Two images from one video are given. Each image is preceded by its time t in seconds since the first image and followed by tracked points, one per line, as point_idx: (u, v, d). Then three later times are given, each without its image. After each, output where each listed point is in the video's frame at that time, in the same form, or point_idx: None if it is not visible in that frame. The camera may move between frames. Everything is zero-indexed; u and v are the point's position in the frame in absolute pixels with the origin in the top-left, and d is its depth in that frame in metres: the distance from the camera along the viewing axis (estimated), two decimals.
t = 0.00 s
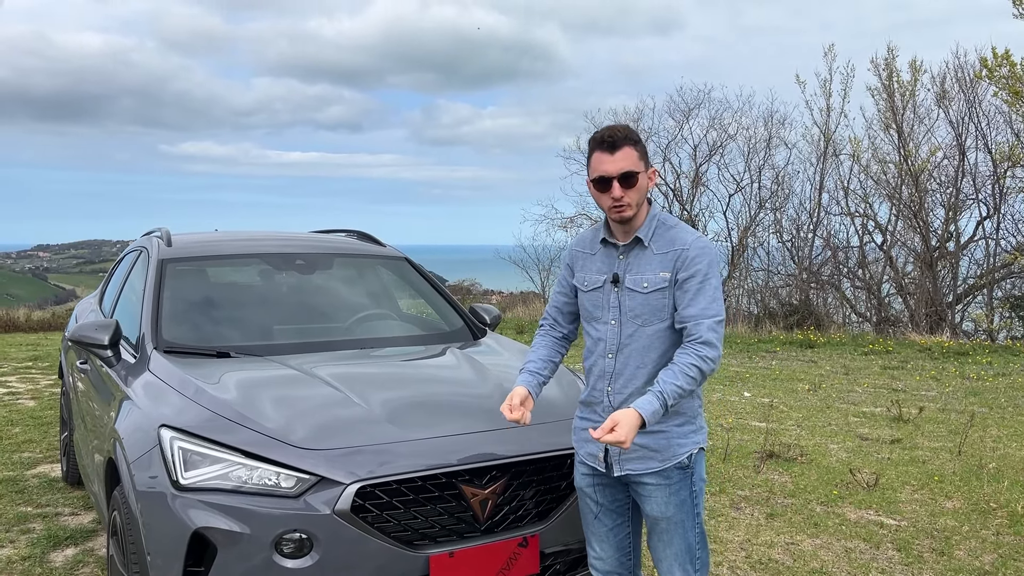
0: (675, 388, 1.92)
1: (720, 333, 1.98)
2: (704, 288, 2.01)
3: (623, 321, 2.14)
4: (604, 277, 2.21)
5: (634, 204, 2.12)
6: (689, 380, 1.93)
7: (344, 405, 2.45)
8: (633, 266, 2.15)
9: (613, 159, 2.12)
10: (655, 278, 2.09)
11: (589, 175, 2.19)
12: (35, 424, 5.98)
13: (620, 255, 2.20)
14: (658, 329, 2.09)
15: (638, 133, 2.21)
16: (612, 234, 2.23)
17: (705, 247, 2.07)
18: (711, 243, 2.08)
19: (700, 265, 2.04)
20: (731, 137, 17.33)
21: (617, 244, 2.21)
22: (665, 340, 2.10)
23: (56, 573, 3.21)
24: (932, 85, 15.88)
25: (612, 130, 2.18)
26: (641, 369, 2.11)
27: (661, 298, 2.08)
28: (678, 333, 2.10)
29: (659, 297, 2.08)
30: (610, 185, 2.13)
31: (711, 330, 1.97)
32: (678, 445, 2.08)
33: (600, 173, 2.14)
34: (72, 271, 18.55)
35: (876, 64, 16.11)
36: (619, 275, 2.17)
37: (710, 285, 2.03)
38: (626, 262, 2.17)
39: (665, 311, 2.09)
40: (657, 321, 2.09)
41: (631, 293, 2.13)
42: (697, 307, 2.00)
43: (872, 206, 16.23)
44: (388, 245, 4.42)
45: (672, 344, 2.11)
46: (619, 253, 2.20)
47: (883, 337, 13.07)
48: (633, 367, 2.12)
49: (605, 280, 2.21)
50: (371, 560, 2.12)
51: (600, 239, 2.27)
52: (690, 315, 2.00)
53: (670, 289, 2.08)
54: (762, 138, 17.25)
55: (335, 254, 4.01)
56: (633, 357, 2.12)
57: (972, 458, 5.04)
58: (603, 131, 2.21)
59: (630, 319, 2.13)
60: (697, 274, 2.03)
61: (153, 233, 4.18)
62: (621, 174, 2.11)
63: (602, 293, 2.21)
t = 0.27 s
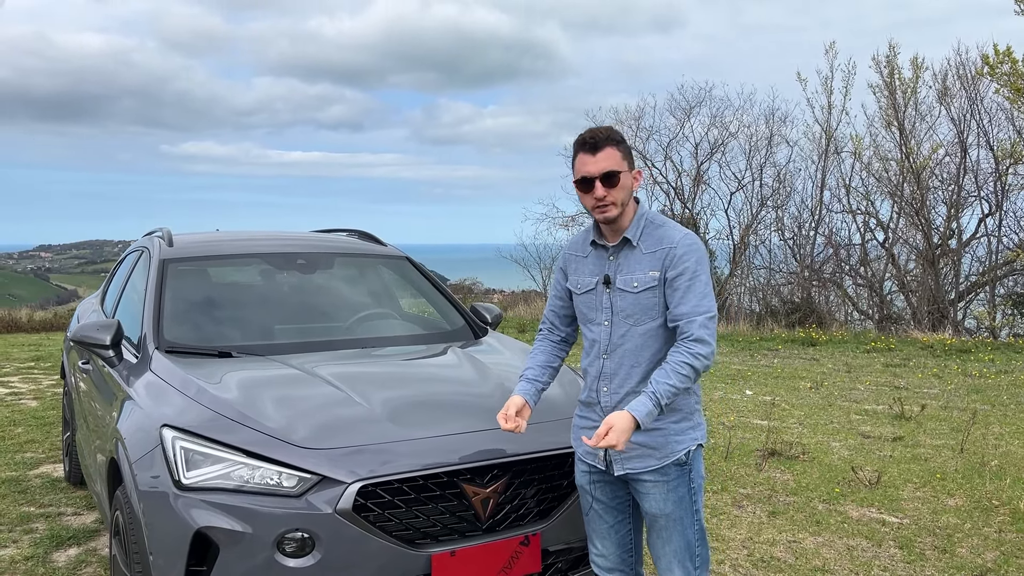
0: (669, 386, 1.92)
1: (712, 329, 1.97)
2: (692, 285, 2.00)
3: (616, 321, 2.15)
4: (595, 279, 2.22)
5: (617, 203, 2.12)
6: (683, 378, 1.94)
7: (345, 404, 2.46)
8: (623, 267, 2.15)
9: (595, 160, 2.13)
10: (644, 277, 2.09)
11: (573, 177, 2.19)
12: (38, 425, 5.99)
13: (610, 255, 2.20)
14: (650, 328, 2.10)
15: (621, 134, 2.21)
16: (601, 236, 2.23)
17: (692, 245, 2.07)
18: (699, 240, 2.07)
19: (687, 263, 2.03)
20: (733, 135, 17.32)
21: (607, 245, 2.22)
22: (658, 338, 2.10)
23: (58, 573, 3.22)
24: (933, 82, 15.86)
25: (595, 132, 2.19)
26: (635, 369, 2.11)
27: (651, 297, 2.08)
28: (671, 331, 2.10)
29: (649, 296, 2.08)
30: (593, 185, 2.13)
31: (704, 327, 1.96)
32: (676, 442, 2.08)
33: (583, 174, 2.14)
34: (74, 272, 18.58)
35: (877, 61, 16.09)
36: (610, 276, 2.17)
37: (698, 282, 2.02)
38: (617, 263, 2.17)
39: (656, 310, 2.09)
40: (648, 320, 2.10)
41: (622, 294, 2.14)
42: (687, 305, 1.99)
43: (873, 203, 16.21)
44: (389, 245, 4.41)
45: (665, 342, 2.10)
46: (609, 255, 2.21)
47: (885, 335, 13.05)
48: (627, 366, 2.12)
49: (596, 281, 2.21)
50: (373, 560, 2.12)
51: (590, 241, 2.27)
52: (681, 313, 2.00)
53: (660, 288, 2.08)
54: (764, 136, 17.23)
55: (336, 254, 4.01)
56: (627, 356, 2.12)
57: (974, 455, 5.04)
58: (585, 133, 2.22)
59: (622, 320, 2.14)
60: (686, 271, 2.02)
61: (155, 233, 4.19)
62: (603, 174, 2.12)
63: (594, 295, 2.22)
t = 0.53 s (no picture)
0: (657, 377, 1.92)
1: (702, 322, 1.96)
2: (678, 278, 1.99)
3: (607, 315, 2.16)
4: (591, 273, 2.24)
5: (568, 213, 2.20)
6: (667, 371, 1.93)
7: (348, 403, 2.46)
8: (614, 261, 2.16)
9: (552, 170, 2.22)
10: (632, 270, 2.10)
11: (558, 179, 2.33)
12: (40, 424, 5.99)
13: (605, 249, 2.21)
14: (640, 321, 2.10)
15: (594, 136, 2.16)
16: (597, 230, 2.26)
17: (680, 237, 2.06)
18: (688, 233, 2.05)
19: (673, 255, 2.02)
20: (734, 132, 17.30)
21: (602, 239, 2.24)
22: (648, 332, 2.10)
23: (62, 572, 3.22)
24: (935, 79, 15.84)
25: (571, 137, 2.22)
26: (625, 363, 2.12)
27: (639, 290, 2.09)
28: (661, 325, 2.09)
29: (637, 289, 2.09)
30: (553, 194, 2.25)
31: (691, 321, 1.95)
32: (665, 438, 2.08)
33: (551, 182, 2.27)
34: (76, 271, 18.59)
35: (878, 58, 16.07)
36: (603, 270, 2.19)
37: (686, 275, 2.00)
38: (609, 257, 2.19)
39: (646, 303, 2.09)
40: (637, 313, 2.10)
41: (612, 287, 2.15)
42: (674, 298, 1.98)
43: (875, 200, 16.19)
44: (390, 243, 4.41)
45: (656, 336, 2.10)
46: (604, 248, 2.23)
47: (888, 333, 13.03)
48: (618, 360, 2.13)
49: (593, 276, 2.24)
50: (376, 558, 2.12)
51: (589, 236, 2.30)
52: (669, 307, 1.99)
53: (648, 281, 2.08)
54: (765, 133, 17.21)
55: (338, 253, 4.01)
56: (617, 350, 2.13)
57: (977, 452, 5.03)
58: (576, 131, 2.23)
59: (613, 313, 2.15)
60: (672, 265, 2.01)
61: (157, 232, 4.19)
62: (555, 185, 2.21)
63: (591, 289, 2.24)
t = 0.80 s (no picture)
0: (692, 384, 1.91)
1: (700, 317, 1.94)
2: (668, 274, 1.99)
3: (600, 311, 2.18)
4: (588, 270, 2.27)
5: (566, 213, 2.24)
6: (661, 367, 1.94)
7: (350, 401, 2.46)
8: (608, 257, 2.18)
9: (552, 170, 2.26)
10: (623, 266, 2.12)
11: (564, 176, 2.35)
12: (43, 423, 6.00)
13: (601, 246, 2.23)
14: (630, 317, 2.11)
15: (587, 136, 2.17)
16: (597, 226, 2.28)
17: (673, 232, 2.05)
18: (682, 229, 2.05)
19: (662, 251, 2.02)
20: (735, 130, 17.29)
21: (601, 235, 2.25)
22: (641, 328, 2.10)
23: (65, 570, 3.23)
24: (936, 77, 15.82)
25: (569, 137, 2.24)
26: (617, 358, 2.13)
27: (630, 287, 2.11)
28: (654, 322, 2.09)
29: (627, 285, 2.11)
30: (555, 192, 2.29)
31: (685, 315, 1.94)
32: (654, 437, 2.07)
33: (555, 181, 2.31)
34: (78, 270, 18.60)
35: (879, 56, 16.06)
36: (598, 266, 2.21)
37: (679, 271, 2.00)
38: (605, 253, 2.20)
39: (639, 299, 2.10)
40: (629, 309, 2.11)
41: (605, 283, 2.17)
42: (668, 295, 1.98)
43: (876, 198, 16.18)
44: (392, 241, 4.42)
45: (651, 331, 2.09)
46: (601, 245, 2.24)
47: (889, 330, 13.02)
48: (609, 356, 2.15)
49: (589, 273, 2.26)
50: (378, 557, 2.12)
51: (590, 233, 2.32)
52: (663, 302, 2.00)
53: (639, 277, 2.09)
54: (766, 131, 17.20)
55: (339, 252, 4.01)
56: (609, 346, 2.15)
57: (978, 450, 5.03)
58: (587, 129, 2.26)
59: (606, 309, 2.17)
60: (662, 261, 2.02)
61: (158, 231, 4.20)
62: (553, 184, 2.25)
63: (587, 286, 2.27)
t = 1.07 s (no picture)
0: (696, 381, 1.91)
1: (707, 315, 1.94)
2: (676, 271, 1.99)
3: (603, 309, 2.17)
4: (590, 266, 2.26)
5: (609, 193, 2.17)
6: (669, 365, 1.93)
7: (351, 400, 2.45)
8: (612, 254, 2.17)
9: (586, 152, 2.19)
10: (629, 263, 2.11)
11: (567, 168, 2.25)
12: (44, 422, 6.00)
13: (604, 244, 2.23)
14: (635, 314, 2.10)
15: (613, 128, 2.25)
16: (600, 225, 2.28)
17: (679, 230, 2.05)
18: (686, 227, 2.04)
19: (670, 248, 2.02)
20: (736, 128, 17.27)
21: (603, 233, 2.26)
22: (646, 326, 2.09)
23: (66, 569, 3.23)
24: (937, 74, 15.80)
25: (587, 127, 2.23)
26: (620, 356, 2.13)
27: (635, 284, 2.10)
28: (658, 319, 2.09)
29: (633, 282, 2.10)
30: (584, 176, 2.19)
31: (692, 313, 1.94)
32: (659, 434, 2.07)
33: (577, 166, 2.20)
34: (78, 269, 18.61)
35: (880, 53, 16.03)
36: (601, 263, 2.20)
37: (685, 269, 1.99)
38: (608, 250, 2.19)
39: (644, 297, 2.09)
40: (634, 306, 2.11)
41: (609, 280, 2.16)
42: (675, 292, 1.98)
43: (877, 196, 16.16)
44: (392, 240, 4.41)
45: (656, 329, 2.09)
46: (604, 242, 2.24)
47: (890, 328, 13.01)
48: (612, 353, 2.14)
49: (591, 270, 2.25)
50: (379, 555, 2.12)
51: (591, 232, 2.31)
52: (670, 300, 1.99)
53: (645, 274, 2.08)
54: (766, 129, 17.19)
55: (340, 250, 4.00)
56: (613, 343, 2.14)
57: (980, 448, 5.03)
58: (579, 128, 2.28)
59: (610, 306, 2.16)
60: (669, 259, 2.01)
61: (158, 230, 4.19)
62: (594, 165, 2.17)
63: (590, 283, 2.26)
